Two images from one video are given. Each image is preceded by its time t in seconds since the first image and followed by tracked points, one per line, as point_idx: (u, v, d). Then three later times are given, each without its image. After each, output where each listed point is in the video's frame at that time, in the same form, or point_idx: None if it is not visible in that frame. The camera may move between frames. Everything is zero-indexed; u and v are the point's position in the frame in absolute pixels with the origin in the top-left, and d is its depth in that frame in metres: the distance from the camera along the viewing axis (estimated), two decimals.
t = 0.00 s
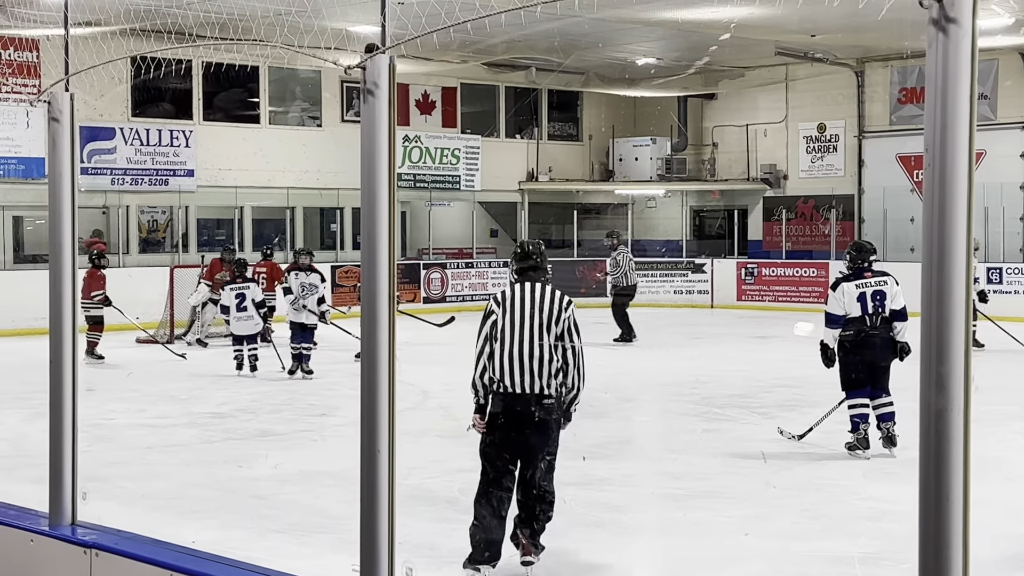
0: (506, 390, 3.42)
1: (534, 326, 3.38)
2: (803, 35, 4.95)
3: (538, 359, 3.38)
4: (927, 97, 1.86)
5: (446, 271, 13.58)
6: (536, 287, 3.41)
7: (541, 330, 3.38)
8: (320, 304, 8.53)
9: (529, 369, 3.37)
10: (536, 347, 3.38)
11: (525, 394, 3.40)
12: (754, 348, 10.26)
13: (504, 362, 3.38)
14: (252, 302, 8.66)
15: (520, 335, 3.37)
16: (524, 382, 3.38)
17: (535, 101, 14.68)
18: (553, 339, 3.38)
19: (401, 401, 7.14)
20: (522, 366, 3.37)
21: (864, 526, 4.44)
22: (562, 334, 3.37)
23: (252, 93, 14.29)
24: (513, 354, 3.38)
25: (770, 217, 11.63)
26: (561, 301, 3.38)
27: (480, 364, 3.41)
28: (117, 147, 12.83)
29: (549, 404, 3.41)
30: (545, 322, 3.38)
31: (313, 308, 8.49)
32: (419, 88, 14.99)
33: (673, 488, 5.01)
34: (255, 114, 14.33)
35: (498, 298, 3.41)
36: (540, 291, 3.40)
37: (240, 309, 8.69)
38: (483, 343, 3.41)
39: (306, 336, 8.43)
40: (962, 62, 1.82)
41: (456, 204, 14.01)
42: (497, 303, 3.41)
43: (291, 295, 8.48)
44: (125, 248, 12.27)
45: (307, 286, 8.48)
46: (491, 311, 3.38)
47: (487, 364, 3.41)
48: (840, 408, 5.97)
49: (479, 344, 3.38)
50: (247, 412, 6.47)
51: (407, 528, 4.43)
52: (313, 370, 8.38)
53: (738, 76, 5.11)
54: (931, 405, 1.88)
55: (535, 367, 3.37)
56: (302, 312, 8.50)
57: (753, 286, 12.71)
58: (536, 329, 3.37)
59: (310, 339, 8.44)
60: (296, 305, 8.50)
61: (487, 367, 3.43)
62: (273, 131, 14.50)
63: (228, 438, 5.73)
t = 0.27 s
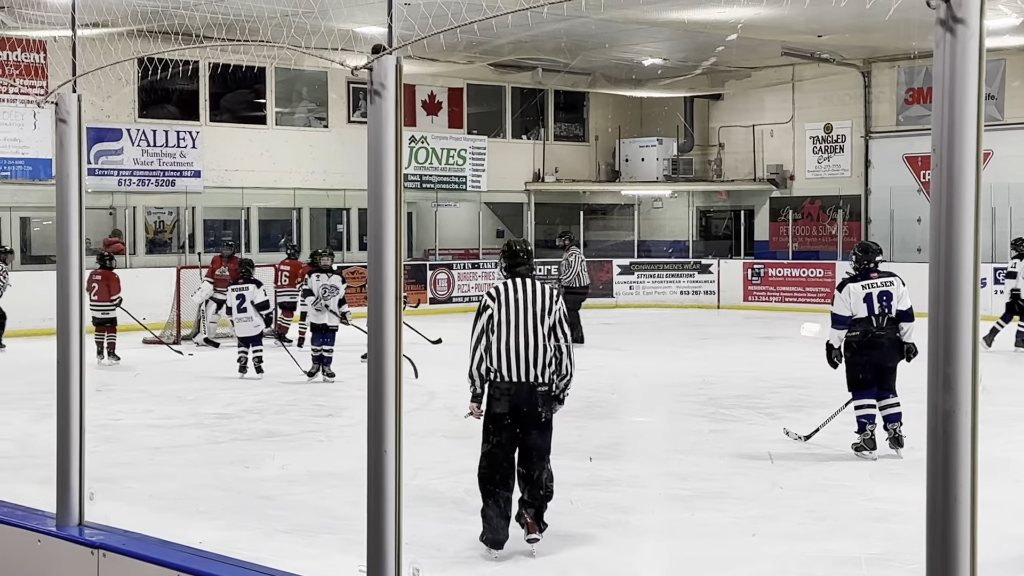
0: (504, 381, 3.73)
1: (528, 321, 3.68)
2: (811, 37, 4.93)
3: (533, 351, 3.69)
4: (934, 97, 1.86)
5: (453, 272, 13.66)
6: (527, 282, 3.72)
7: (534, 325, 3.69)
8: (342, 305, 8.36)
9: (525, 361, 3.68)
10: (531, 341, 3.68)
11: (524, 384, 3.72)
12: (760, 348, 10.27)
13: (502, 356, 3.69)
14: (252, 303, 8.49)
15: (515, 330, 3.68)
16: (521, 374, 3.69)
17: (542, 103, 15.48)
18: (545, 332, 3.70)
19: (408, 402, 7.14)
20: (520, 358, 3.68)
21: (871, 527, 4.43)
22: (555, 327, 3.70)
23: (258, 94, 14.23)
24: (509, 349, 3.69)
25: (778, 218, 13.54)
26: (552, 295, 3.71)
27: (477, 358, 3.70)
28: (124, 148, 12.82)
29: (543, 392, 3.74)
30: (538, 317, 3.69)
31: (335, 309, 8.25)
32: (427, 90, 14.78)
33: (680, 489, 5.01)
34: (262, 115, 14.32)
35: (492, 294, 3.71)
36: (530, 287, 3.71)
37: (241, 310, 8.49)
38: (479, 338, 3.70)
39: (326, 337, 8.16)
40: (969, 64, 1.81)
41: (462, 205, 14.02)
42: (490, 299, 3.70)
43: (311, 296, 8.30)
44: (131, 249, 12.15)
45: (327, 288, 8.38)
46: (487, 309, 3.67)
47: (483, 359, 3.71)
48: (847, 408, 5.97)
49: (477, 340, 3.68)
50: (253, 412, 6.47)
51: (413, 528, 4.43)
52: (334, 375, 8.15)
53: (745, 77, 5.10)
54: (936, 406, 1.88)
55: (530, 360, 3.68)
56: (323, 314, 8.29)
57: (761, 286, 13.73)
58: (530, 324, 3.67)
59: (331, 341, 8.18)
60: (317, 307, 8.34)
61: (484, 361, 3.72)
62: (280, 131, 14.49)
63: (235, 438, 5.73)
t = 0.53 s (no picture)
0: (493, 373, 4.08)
1: (510, 316, 4.03)
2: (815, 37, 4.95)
3: (517, 344, 4.05)
4: (940, 96, 1.85)
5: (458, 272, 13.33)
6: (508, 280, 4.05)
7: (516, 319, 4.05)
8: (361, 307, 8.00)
9: (511, 354, 4.03)
10: (514, 334, 4.04)
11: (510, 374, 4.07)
12: (766, 349, 10.26)
13: (490, 350, 4.05)
14: (246, 305, 8.24)
15: (499, 325, 4.03)
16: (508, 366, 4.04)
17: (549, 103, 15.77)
18: (528, 325, 4.05)
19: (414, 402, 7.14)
20: (504, 351, 4.04)
21: (877, 527, 4.42)
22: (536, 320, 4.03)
23: (265, 95, 14.29)
24: (496, 343, 4.05)
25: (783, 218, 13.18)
26: (531, 291, 4.06)
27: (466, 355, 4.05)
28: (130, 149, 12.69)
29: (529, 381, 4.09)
30: (520, 311, 4.03)
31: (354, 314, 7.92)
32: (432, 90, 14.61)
33: (686, 490, 5.01)
34: (268, 116, 14.34)
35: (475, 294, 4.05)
36: (510, 284, 4.05)
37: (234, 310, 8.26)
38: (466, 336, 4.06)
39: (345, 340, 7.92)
40: (975, 62, 1.80)
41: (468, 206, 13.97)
42: (474, 298, 4.04)
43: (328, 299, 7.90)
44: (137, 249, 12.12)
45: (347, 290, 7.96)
46: (471, 310, 4.01)
47: (474, 354, 4.06)
48: (853, 409, 5.96)
49: (466, 338, 4.03)
50: (259, 413, 6.48)
51: (419, 528, 4.43)
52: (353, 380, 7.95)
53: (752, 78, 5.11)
54: (942, 407, 1.88)
55: (515, 352, 4.03)
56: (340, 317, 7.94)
57: (766, 286, 13.51)
58: (513, 320, 4.02)
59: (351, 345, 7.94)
60: (335, 309, 7.93)
61: (472, 357, 4.08)
62: (286, 132, 14.49)
63: (241, 439, 5.74)
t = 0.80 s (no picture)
0: (478, 366, 4.33)
1: (492, 312, 4.26)
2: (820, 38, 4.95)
3: (501, 337, 4.30)
4: (947, 96, 1.85)
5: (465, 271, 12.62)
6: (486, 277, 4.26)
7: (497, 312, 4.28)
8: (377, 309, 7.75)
9: (496, 347, 4.29)
10: (496, 327, 4.28)
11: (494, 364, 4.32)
12: (772, 349, 10.26)
13: (475, 345, 4.29)
14: (240, 306, 8.15)
15: (482, 321, 4.27)
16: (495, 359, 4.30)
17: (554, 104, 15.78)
18: (508, 317, 4.29)
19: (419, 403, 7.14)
20: (487, 344, 4.29)
21: (884, 528, 4.42)
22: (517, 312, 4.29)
23: (271, 96, 14.27)
24: (480, 338, 4.29)
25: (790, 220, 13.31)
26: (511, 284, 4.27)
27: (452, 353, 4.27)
28: (136, 150, 12.83)
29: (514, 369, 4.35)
30: (500, 306, 4.27)
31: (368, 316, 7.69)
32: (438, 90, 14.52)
33: (692, 490, 5.01)
34: (273, 117, 14.33)
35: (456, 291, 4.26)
36: (490, 280, 4.25)
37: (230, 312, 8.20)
38: (452, 334, 4.28)
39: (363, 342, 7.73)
40: (982, 61, 1.80)
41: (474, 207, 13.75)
42: (456, 298, 4.26)
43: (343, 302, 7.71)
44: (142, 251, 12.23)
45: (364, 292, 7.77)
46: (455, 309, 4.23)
47: (459, 349, 4.30)
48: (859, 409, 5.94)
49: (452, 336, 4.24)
50: (265, 413, 6.48)
51: (425, 529, 4.43)
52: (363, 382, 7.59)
53: (757, 78, 5.13)
54: (949, 408, 1.88)
55: (499, 345, 4.28)
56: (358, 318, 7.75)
57: (771, 286, 13.60)
58: (494, 315, 4.25)
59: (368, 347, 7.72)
60: (351, 311, 7.74)
61: (458, 353, 4.31)
62: (291, 133, 14.48)
63: (247, 439, 5.74)
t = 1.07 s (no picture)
0: (467, 360, 4.57)
1: (480, 309, 4.51)
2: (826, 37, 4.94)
3: (489, 333, 4.54)
4: (953, 98, 1.85)
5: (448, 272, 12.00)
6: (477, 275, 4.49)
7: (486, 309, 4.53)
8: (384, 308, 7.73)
9: (484, 343, 4.51)
10: (485, 323, 4.52)
11: (482, 360, 4.56)
12: (778, 350, 10.24)
13: (464, 341, 4.52)
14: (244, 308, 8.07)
15: (472, 318, 4.51)
16: (483, 354, 4.53)
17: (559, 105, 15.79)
18: (496, 314, 4.53)
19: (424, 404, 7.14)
20: (476, 339, 4.53)
21: (889, 529, 4.41)
22: (505, 310, 4.54)
23: (277, 97, 14.30)
24: (469, 334, 4.53)
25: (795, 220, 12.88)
26: (499, 283, 4.52)
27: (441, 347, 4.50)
28: (142, 150, 12.92)
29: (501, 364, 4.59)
30: (488, 304, 4.52)
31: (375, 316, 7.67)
32: (443, 91, 14.55)
33: (698, 491, 5.01)
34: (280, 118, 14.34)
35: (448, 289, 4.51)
36: (480, 279, 4.51)
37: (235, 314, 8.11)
38: (443, 329, 4.52)
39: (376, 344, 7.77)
40: (988, 61, 1.80)
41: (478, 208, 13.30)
42: (447, 295, 4.51)
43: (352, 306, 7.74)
44: (149, 251, 12.23)
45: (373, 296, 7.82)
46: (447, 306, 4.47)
47: (449, 345, 4.54)
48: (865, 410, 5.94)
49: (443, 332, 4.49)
50: (270, 414, 6.48)
51: (430, 530, 4.43)
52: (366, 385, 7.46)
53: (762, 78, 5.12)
54: (955, 410, 1.87)
55: (488, 340, 4.52)
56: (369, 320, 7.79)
57: (777, 287, 13.68)
58: (484, 311, 4.50)
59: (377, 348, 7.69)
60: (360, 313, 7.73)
61: (448, 347, 4.55)
62: (297, 134, 14.48)
63: (252, 440, 5.74)
